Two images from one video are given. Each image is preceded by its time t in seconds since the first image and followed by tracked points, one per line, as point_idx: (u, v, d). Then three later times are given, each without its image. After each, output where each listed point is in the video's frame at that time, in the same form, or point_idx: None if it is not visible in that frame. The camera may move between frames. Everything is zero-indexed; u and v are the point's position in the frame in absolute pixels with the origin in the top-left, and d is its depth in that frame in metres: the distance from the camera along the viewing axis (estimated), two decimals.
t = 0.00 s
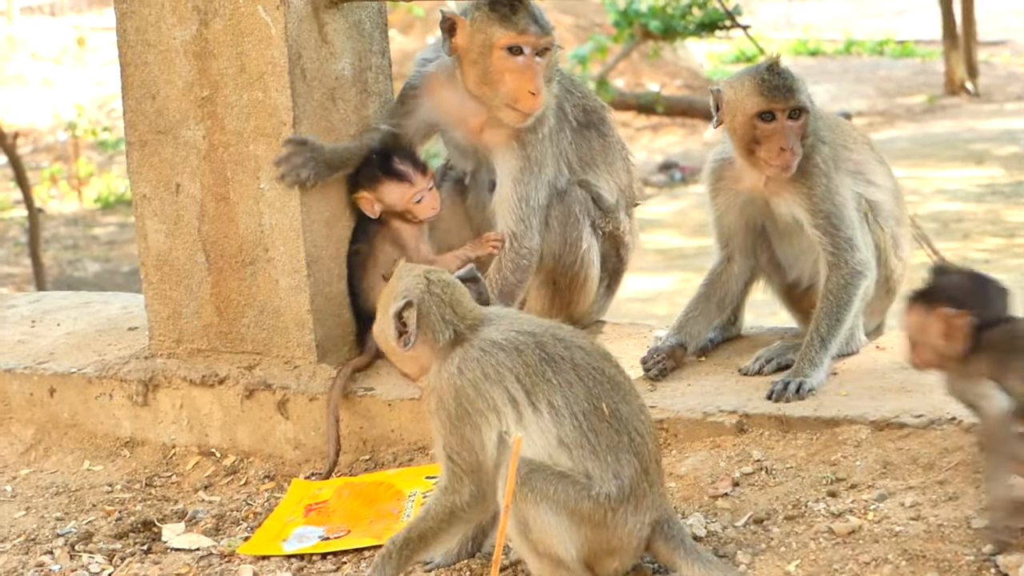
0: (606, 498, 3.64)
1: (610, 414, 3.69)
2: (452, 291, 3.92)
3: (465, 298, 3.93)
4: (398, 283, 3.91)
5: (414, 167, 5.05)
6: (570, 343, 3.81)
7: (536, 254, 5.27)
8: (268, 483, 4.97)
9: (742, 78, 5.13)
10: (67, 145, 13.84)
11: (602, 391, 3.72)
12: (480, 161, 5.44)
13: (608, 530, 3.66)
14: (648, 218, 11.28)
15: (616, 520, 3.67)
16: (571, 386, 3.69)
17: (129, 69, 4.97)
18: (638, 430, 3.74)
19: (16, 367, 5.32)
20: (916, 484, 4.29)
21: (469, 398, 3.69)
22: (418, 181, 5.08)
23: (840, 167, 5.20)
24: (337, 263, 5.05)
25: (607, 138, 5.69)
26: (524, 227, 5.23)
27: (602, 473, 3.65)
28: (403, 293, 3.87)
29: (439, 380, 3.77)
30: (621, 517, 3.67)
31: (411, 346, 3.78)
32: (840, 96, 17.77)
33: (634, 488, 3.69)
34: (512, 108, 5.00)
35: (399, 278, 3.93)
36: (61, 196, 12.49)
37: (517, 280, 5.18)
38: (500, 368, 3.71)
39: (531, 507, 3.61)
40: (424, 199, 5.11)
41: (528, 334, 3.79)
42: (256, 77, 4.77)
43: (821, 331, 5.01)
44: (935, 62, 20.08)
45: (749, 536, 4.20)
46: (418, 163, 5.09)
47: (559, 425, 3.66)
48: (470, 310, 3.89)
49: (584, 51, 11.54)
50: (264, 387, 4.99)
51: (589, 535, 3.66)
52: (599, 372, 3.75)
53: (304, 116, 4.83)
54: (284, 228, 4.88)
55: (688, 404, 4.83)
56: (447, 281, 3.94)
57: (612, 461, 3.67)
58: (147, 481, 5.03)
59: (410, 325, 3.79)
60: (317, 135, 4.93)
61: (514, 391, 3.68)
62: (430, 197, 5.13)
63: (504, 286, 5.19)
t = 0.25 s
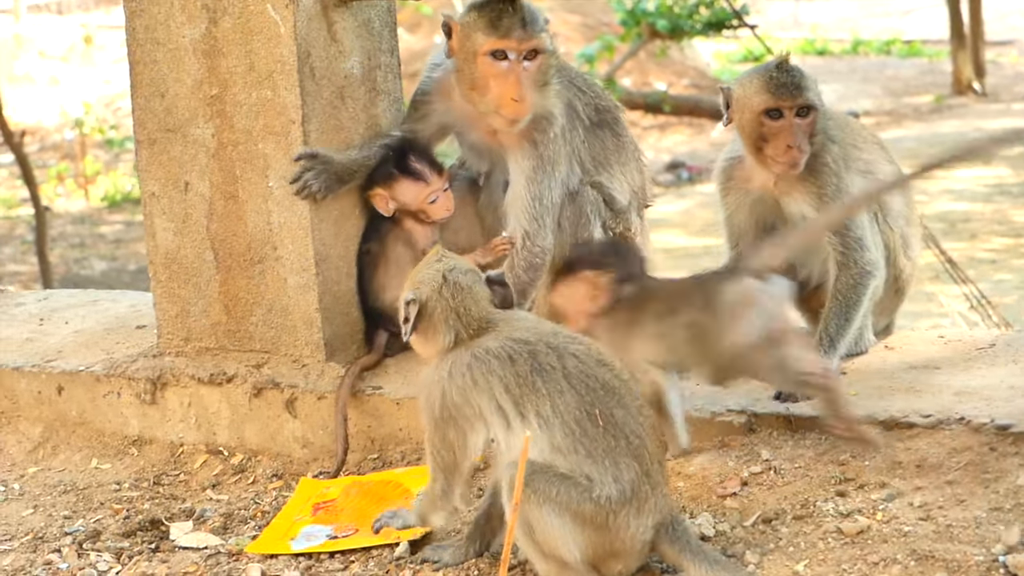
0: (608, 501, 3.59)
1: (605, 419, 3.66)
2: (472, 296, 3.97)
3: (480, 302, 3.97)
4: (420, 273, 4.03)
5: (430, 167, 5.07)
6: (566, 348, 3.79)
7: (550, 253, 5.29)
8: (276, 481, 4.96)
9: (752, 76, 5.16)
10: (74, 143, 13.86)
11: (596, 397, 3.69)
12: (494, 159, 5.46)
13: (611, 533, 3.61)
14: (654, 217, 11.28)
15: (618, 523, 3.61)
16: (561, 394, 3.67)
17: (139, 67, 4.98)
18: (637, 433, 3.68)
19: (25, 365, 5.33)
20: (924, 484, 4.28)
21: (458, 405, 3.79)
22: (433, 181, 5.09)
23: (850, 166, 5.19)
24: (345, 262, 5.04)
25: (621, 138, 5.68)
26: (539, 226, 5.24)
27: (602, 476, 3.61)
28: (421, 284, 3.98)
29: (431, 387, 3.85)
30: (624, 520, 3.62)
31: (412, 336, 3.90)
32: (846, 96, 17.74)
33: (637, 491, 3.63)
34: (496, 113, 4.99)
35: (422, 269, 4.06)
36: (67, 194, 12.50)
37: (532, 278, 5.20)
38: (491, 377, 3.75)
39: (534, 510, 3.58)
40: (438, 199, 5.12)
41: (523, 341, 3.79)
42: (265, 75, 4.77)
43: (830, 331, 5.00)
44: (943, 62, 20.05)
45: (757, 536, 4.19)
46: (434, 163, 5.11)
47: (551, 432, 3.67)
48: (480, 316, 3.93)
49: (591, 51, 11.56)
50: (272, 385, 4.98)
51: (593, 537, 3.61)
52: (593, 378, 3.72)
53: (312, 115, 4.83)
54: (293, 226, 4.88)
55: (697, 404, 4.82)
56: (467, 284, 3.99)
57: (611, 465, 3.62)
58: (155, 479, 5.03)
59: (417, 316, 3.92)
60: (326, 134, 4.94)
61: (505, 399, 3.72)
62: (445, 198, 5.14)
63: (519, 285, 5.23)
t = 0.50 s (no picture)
0: (589, 505, 3.56)
1: (577, 429, 3.63)
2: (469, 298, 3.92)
3: (474, 304, 3.91)
4: (419, 273, 3.99)
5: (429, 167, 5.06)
6: (537, 359, 3.76)
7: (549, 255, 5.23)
8: (276, 481, 4.96)
9: (748, 76, 5.15)
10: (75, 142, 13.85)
11: (566, 407, 3.66)
12: (497, 161, 5.46)
13: (595, 537, 3.57)
14: (655, 217, 11.27)
15: (602, 527, 3.57)
16: (528, 406, 3.65)
17: (139, 67, 4.98)
18: (613, 439, 3.64)
19: (25, 365, 5.33)
20: (925, 485, 4.28)
21: (433, 419, 3.80)
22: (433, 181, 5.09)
23: (850, 166, 5.18)
24: (345, 262, 5.04)
25: (620, 139, 5.70)
26: (536, 228, 5.21)
27: (580, 482, 3.58)
28: (418, 284, 3.95)
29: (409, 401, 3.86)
30: (608, 525, 3.57)
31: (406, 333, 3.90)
32: (848, 95, 17.73)
33: (618, 495, 3.58)
34: (472, 119, 5.07)
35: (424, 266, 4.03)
36: (68, 193, 12.49)
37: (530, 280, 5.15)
38: (461, 392, 3.75)
39: (519, 518, 3.57)
40: (438, 200, 5.12)
41: (494, 354, 3.77)
42: (265, 76, 4.77)
43: (830, 332, 4.99)
44: (943, 62, 20.04)
45: (757, 537, 4.19)
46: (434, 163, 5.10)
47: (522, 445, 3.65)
48: (474, 319, 3.88)
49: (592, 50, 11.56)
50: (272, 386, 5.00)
51: (579, 542, 3.57)
52: (563, 388, 3.70)
53: (313, 116, 4.83)
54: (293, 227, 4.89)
55: (698, 405, 4.82)
56: (464, 286, 3.93)
57: (588, 472, 3.59)
58: (155, 479, 5.03)
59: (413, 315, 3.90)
60: (327, 134, 4.94)
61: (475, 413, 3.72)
62: (445, 198, 5.14)
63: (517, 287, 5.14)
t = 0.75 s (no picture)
0: (580, 505, 3.57)
1: (566, 431, 3.63)
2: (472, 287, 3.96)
3: (478, 295, 3.96)
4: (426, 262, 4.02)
5: (416, 161, 4.99)
6: (527, 359, 3.75)
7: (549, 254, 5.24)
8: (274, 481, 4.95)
9: (744, 77, 5.16)
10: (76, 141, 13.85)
11: (554, 409, 3.66)
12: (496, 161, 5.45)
13: (587, 538, 3.57)
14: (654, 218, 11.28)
15: (594, 528, 3.57)
16: (515, 406, 3.65)
17: (139, 67, 4.98)
18: (603, 441, 3.64)
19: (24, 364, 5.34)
20: (922, 486, 4.28)
21: (423, 411, 3.80)
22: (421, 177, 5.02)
23: (848, 166, 5.19)
24: (345, 261, 5.04)
25: (618, 139, 5.71)
26: (535, 227, 5.20)
27: (570, 483, 3.59)
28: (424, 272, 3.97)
29: (403, 388, 3.86)
30: (600, 526, 3.58)
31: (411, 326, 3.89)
32: (848, 96, 17.74)
33: (610, 496, 3.59)
34: (459, 118, 5.05)
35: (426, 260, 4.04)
36: (69, 192, 12.49)
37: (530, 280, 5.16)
38: (450, 389, 3.75)
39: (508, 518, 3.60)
40: (423, 197, 5.02)
41: (485, 351, 3.77)
42: (265, 76, 4.78)
43: (829, 333, 4.99)
44: (943, 63, 20.05)
45: (755, 537, 4.19)
46: (426, 160, 5.04)
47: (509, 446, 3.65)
48: (479, 308, 3.92)
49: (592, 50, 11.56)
50: (271, 385, 4.99)
51: (571, 543, 3.58)
52: (552, 389, 3.69)
53: (312, 115, 4.84)
54: (292, 227, 4.89)
55: (696, 405, 4.83)
56: (470, 275, 3.97)
57: (578, 473, 3.59)
58: (154, 479, 5.04)
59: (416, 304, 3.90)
60: (326, 134, 4.95)
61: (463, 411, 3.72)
62: (431, 196, 5.03)
63: (517, 286, 5.19)
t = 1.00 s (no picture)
0: (588, 503, 3.57)
1: (580, 425, 3.62)
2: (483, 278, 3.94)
3: (493, 285, 3.94)
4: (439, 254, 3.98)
5: (428, 151, 5.01)
6: (546, 351, 3.74)
7: (550, 251, 5.24)
8: (276, 479, 4.95)
9: (746, 75, 5.15)
10: (77, 139, 13.85)
11: (571, 401, 3.65)
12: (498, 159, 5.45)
13: (594, 535, 3.59)
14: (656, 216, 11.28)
15: (602, 526, 3.58)
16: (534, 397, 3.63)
17: (140, 65, 4.97)
18: (616, 438, 3.63)
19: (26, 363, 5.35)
20: (925, 484, 4.28)
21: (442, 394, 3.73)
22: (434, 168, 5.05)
23: (850, 163, 5.18)
24: (347, 259, 5.04)
25: (619, 136, 5.70)
26: (535, 224, 5.19)
27: (580, 480, 3.58)
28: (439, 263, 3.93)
29: (417, 370, 3.79)
30: (607, 523, 3.59)
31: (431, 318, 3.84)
32: (850, 94, 17.74)
33: (619, 494, 3.59)
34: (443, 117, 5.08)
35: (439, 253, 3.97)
36: (70, 190, 12.49)
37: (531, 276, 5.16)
38: (468, 372, 3.70)
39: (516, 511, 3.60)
40: (435, 188, 5.04)
41: (505, 340, 3.75)
42: (267, 73, 4.77)
43: (830, 331, 4.99)
44: (945, 62, 20.04)
45: (758, 535, 4.19)
46: (439, 151, 5.05)
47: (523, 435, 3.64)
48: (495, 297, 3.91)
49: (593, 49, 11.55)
50: (273, 383, 4.99)
51: (578, 540, 3.59)
52: (570, 382, 3.68)
53: (314, 113, 4.84)
54: (294, 224, 4.88)
55: (699, 403, 4.82)
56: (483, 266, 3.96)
57: (588, 469, 3.59)
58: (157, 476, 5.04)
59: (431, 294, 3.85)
60: (328, 132, 4.95)
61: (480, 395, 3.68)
62: (443, 187, 5.05)
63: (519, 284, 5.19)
